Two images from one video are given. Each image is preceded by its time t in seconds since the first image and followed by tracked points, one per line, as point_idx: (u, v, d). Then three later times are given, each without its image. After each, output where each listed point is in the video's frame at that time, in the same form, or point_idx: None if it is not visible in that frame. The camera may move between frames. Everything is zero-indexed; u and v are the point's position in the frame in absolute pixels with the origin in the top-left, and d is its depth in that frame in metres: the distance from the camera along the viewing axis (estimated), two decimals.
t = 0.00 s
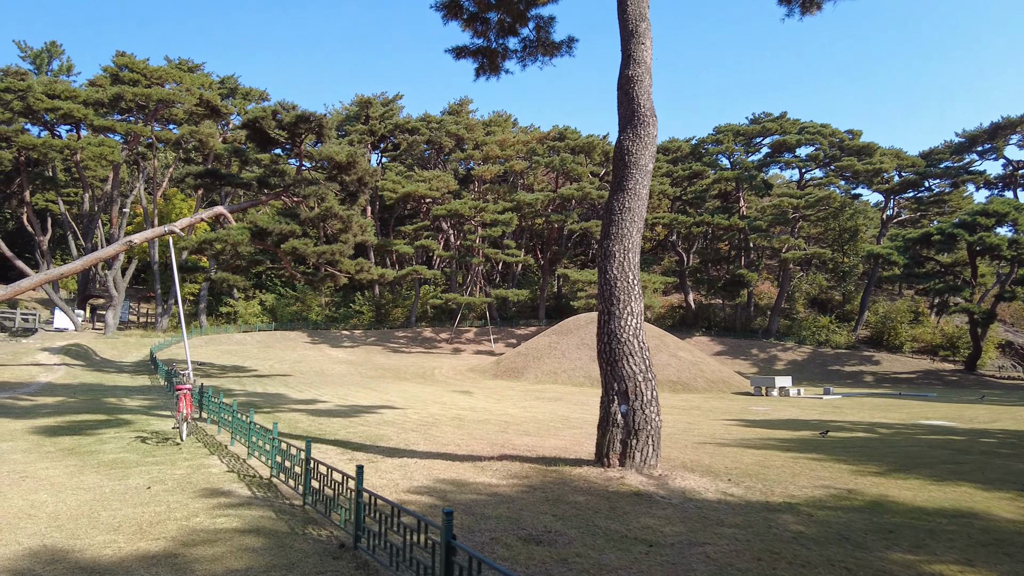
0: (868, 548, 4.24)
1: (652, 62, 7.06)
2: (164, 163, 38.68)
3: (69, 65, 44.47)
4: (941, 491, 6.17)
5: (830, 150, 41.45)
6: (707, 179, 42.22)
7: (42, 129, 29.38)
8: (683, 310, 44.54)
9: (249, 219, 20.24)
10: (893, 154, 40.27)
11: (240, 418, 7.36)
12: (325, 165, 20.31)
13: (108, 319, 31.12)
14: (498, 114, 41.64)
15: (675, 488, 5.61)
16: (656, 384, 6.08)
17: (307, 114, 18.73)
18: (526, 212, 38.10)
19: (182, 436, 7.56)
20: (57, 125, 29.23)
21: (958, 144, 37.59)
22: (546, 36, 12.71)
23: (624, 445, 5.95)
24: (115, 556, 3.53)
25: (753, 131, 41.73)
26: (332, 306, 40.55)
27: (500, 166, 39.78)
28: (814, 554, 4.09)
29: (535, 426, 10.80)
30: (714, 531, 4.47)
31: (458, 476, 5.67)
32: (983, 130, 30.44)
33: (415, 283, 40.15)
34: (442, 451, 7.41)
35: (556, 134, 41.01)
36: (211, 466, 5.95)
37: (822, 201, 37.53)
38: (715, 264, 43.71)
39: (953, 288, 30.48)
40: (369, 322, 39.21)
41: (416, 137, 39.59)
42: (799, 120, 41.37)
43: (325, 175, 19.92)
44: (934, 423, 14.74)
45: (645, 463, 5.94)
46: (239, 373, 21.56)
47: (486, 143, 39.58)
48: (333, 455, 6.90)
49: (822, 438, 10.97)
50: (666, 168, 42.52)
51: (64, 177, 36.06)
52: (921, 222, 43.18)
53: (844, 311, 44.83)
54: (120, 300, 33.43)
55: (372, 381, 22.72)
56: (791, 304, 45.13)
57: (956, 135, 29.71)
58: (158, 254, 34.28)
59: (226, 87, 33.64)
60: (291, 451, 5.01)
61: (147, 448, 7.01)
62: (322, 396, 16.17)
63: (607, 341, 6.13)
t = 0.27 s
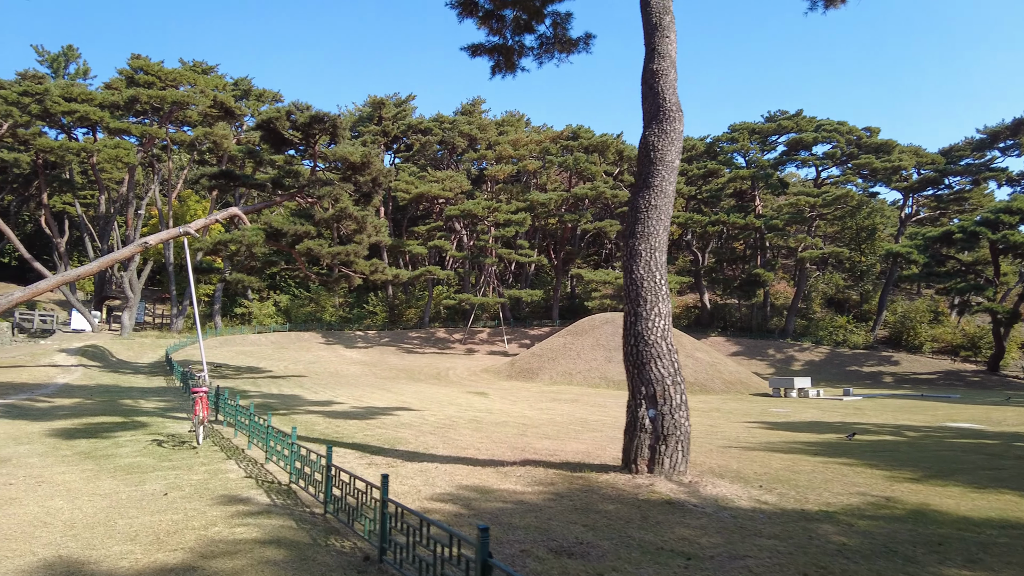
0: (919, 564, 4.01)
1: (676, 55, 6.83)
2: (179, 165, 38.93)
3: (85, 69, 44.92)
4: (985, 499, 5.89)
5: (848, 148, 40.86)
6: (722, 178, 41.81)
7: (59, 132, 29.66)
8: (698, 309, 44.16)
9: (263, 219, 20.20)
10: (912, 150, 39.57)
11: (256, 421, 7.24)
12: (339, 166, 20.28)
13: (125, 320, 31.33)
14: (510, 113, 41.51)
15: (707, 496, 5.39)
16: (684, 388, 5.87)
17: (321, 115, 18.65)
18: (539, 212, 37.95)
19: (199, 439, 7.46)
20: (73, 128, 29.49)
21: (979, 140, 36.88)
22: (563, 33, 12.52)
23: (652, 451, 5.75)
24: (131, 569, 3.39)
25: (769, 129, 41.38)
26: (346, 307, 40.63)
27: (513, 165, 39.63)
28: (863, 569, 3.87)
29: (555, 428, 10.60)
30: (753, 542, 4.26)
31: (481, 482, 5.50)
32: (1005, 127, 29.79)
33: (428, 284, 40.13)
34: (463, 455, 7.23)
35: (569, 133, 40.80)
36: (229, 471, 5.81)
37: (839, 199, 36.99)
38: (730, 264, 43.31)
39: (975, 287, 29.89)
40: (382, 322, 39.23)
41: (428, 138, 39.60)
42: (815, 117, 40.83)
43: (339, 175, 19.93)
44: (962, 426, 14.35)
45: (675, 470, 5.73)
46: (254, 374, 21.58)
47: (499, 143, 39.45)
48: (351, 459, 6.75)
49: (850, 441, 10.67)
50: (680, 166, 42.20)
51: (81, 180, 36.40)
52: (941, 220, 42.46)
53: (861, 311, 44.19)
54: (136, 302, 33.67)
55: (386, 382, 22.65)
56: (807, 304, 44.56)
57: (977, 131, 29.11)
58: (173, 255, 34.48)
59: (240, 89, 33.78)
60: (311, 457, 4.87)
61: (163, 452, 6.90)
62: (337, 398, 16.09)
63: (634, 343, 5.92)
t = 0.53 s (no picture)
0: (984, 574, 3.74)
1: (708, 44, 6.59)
2: (198, 167, 39.29)
3: (107, 72, 45.49)
4: None
5: (871, 144, 40.13)
6: (741, 176, 41.34)
7: (81, 135, 30.04)
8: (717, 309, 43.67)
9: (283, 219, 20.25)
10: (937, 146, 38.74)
11: (279, 420, 7.13)
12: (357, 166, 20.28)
13: (145, 320, 31.61)
14: (527, 112, 41.36)
15: (748, 500, 5.13)
16: (722, 387, 5.64)
17: (339, 114, 18.61)
18: (556, 211, 37.78)
19: (221, 439, 7.35)
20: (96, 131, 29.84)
21: (1007, 135, 36.03)
22: (585, 27, 12.30)
23: (688, 453, 5.52)
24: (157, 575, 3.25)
25: (789, 126, 40.95)
26: (363, 307, 40.72)
27: (530, 164, 39.47)
28: None
29: (579, 429, 10.37)
30: (803, 549, 4.03)
31: (511, 484, 5.31)
32: None
33: (444, 284, 40.11)
34: (489, 456, 7.05)
35: (586, 132, 40.58)
36: (253, 472, 5.68)
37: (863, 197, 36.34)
38: (750, 263, 42.78)
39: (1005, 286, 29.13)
40: (400, 322, 39.25)
41: (445, 138, 39.62)
42: (837, 113, 40.17)
43: (358, 175, 19.99)
44: (998, 427, 13.89)
45: (712, 472, 5.50)
46: (273, 374, 21.61)
47: (516, 142, 39.33)
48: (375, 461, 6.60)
49: (884, 443, 10.32)
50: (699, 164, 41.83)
51: (102, 182, 36.84)
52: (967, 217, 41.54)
53: (884, 310, 43.40)
54: (157, 302, 33.99)
55: (405, 381, 22.60)
56: (828, 303, 43.85)
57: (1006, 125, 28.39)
58: (192, 256, 34.75)
59: (258, 90, 33.97)
60: (339, 458, 4.71)
61: (185, 451, 6.80)
62: (357, 398, 16.01)
63: (669, 341, 5.70)
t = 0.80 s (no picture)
0: None
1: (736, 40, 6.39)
2: (210, 169, 39.43)
3: (120, 76, 45.83)
4: None
5: (887, 144, 39.63)
6: (755, 176, 40.97)
7: (95, 138, 30.21)
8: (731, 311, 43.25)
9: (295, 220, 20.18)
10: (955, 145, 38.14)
11: (295, 426, 6.99)
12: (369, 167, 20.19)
13: (157, 322, 31.69)
14: (538, 114, 41.23)
15: (784, 511, 4.89)
16: (754, 394, 5.43)
17: (353, 115, 18.54)
18: (568, 212, 37.60)
19: (235, 445, 7.21)
20: (109, 134, 29.99)
21: None
22: (602, 25, 12.13)
23: (720, 462, 5.30)
24: None
25: (803, 126, 40.55)
26: (374, 309, 40.63)
27: (542, 166, 39.30)
28: None
29: (598, 435, 10.14)
30: (849, 566, 3.80)
31: (536, 494, 5.11)
32: None
33: (455, 285, 39.99)
34: (509, 463, 6.85)
35: (598, 132, 40.40)
36: (270, 480, 5.53)
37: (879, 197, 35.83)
38: (763, 264, 42.36)
39: None
40: (410, 324, 39.14)
41: (457, 139, 39.59)
42: (852, 113, 39.72)
43: (371, 176, 19.88)
44: None
45: (745, 482, 5.27)
46: (286, 376, 21.52)
47: (527, 143, 39.17)
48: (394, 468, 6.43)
49: (913, 449, 10.00)
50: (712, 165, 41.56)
51: (116, 185, 37.05)
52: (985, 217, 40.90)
53: (900, 312, 42.82)
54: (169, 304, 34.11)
55: (417, 384, 22.46)
56: (843, 305, 43.31)
57: None
58: (205, 258, 34.85)
59: (270, 93, 34.06)
60: (360, 468, 4.55)
61: (200, 458, 6.67)
62: (370, 401, 15.87)
63: (699, 346, 5.51)
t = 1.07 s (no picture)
0: None
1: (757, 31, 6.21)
2: (214, 171, 39.39)
3: (124, 77, 45.82)
4: None
5: (894, 144, 39.40)
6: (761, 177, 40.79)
7: (99, 139, 30.16)
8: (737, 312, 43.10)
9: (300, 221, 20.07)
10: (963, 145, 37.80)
11: (303, 428, 6.82)
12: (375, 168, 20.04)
13: (161, 324, 31.59)
14: (543, 114, 41.07)
15: (813, 515, 4.70)
16: (779, 395, 5.25)
17: (358, 115, 18.41)
18: (573, 212, 37.45)
19: (242, 447, 7.04)
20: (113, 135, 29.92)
21: None
22: (612, 22, 11.96)
23: (744, 466, 5.11)
24: None
25: (809, 127, 40.33)
26: (378, 310, 40.45)
27: (546, 166, 39.15)
28: None
29: (609, 437, 9.95)
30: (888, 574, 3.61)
31: (554, 498, 4.93)
32: None
33: (460, 286, 39.87)
34: (522, 466, 6.68)
35: (603, 133, 40.25)
36: (278, 484, 5.37)
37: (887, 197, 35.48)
38: (769, 265, 42.16)
39: None
40: (415, 326, 38.97)
41: (461, 140, 39.51)
42: (858, 113, 39.49)
43: (375, 176, 19.70)
44: None
45: (770, 486, 5.08)
46: (290, 378, 21.40)
47: (532, 144, 39.02)
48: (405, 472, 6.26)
49: (931, 450, 9.77)
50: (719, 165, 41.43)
51: (119, 186, 36.98)
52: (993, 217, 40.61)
53: (907, 313, 42.58)
54: (173, 305, 34.02)
55: (422, 385, 22.32)
56: (850, 306, 43.01)
57: None
58: (209, 259, 34.77)
59: (274, 94, 33.97)
60: (373, 472, 4.38)
61: (206, 460, 6.51)
62: (376, 402, 15.73)
63: (722, 345, 5.33)
